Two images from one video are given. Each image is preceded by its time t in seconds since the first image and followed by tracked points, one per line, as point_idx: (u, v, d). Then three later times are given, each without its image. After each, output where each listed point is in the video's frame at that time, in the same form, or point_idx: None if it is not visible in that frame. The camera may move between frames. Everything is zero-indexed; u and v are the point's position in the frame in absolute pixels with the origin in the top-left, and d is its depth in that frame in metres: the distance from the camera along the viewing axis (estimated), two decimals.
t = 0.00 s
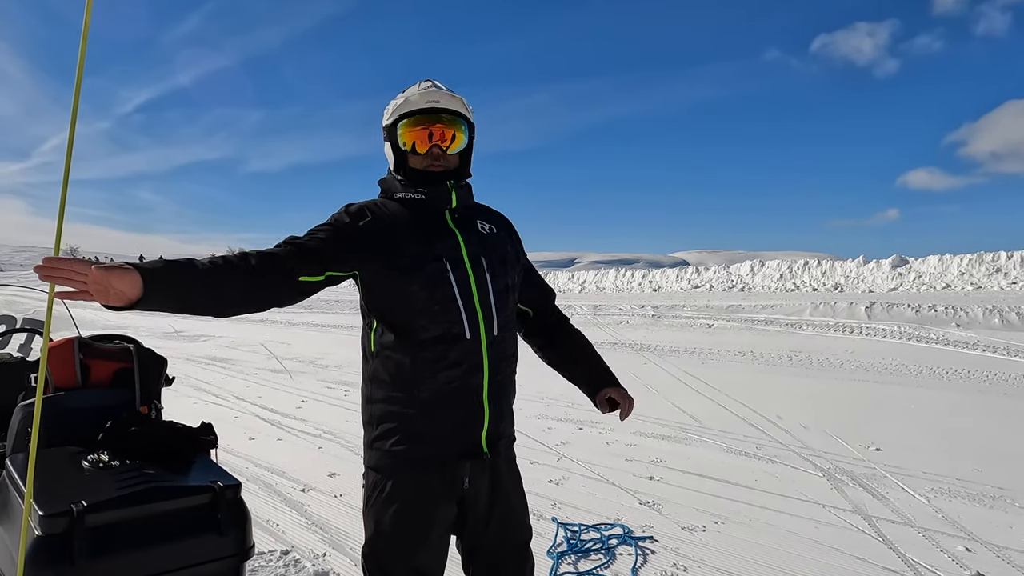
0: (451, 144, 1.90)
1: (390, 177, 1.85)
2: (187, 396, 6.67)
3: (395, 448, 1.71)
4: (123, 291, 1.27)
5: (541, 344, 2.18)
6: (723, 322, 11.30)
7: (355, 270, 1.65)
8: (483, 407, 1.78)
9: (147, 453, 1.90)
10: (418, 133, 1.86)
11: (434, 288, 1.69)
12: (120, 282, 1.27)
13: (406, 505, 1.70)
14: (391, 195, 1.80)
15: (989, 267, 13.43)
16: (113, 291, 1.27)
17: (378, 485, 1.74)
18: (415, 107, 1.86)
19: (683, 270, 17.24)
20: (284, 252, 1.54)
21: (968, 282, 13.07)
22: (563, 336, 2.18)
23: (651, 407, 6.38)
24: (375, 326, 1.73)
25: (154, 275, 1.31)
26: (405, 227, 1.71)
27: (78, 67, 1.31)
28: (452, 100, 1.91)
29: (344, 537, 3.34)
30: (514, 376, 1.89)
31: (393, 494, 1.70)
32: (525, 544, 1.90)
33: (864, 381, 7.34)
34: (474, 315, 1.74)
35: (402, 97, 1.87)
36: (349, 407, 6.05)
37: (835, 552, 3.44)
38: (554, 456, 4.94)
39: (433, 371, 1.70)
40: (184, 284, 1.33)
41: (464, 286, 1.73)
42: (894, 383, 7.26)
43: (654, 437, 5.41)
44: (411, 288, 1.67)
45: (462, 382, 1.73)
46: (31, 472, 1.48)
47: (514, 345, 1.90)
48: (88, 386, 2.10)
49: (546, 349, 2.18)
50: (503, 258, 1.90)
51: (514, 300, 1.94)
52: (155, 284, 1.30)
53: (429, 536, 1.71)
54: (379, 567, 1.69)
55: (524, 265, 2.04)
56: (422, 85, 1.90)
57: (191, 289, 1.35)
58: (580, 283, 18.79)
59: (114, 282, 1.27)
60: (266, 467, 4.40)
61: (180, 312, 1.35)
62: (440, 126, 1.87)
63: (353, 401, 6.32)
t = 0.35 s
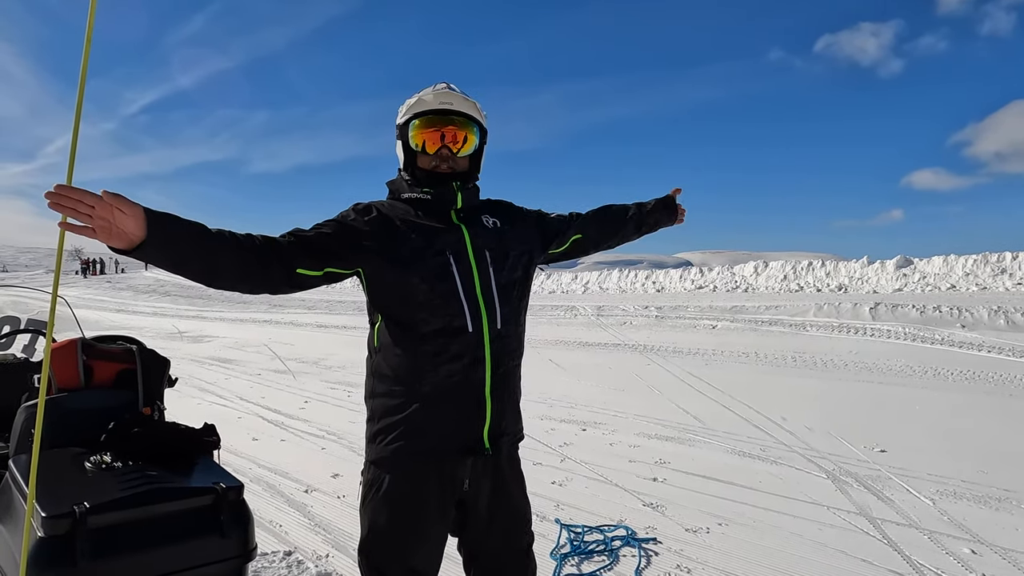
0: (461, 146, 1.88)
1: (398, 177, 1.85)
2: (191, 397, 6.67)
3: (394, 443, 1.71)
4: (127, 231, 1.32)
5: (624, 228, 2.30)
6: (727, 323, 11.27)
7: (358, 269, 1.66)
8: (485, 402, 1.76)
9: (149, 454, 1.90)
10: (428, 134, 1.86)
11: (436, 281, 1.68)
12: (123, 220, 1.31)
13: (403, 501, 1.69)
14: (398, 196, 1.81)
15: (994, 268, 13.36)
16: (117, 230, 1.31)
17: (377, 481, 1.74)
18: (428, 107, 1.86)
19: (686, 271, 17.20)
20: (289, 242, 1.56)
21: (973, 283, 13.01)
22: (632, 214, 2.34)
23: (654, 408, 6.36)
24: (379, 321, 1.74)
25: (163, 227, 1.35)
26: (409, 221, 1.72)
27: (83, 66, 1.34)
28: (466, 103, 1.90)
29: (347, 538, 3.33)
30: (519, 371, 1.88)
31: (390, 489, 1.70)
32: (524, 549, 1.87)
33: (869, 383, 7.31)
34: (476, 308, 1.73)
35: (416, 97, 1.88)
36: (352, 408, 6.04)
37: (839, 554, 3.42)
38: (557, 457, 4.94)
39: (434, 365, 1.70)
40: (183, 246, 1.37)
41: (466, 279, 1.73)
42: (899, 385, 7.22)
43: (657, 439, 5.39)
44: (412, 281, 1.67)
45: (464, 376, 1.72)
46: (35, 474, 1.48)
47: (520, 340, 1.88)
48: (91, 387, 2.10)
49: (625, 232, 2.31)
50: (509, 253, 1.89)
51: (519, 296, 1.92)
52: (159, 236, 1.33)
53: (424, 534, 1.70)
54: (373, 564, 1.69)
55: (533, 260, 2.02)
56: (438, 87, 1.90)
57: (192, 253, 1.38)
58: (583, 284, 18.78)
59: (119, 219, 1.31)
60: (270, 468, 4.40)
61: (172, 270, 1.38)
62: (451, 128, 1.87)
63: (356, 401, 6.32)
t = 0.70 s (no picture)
0: (472, 149, 1.89)
1: (408, 179, 1.84)
2: (195, 397, 6.69)
3: (412, 443, 1.71)
4: (141, 227, 1.32)
5: (619, 243, 2.36)
6: (731, 323, 11.24)
7: (370, 271, 1.66)
8: (503, 400, 1.77)
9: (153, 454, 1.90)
10: (441, 138, 1.86)
11: (453, 282, 1.69)
12: (137, 216, 1.31)
13: (422, 501, 1.69)
14: (409, 198, 1.79)
15: (1000, 269, 13.29)
16: (131, 226, 1.31)
17: (395, 482, 1.73)
18: (439, 112, 1.85)
19: (689, 271, 17.16)
20: (301, 243, 1.56)
21: (978, 283, 12.95)
22: (627, 225, 2.40)
23: (657, 409, 6.35)
24: (393, 322, 1.73)
25: (177, 225, 1.35)
26: (423, 222, 1.72)
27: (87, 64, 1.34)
28: (476, 106, 1.90)
29: (350, 538, 3.33)
30: (533, 369, 1.89)
31: (409, 490, 1.69)
32: (535, 543, 1.89)
33: (873, 383, 7.28)
34: (492, 308, 1.74)
35: (427, 100, 1.85)
36: (356, 409, 6.05)
37: (844, 556, 3.40)
38: (561, 457, 4.93)
39: (453, 365, 1.70)
40: (194, 245, 1.37)
41: (481, 279, 1.74)
42: (904, 386, 7.19)
43: (660, 439, 5.38)
44: (429, 282, 1.67)
45: (482, 375, 1.73)
46: (38, 475, 1.48)
47: (533, 338, 1.90)
48: (94, 388, 2.10)
49: (620, 246, 2.37)
50: (519, 252, 1.90)
51: (530, 295, 1.94)
52: (171, 233, 1.34)
53: (442, 532, 1.70)
54: (391, 564, 1.68)
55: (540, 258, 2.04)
56: (447, 90, 1.89)
57: (204, 251, 1.38)
58: (587, 284, 18.75)
59: (133, 215, 1.31)
60: (273, 469, 4.41)
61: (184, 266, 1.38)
62: (462, 131, 1.87)
63: (359, 402, 6.32)
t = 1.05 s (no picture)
0: (482, 152, 1.90)
1: (418, 181, 1.84)
2: (200, 397, 6.72)
3: (424, 444, 1.71)
4: (160, 221, 1.32)
5: (624, 237, 2.35)
6: (734, 324, 11.22)
7: (379, 272, 1.67)
8: (514, 402, 1.78)
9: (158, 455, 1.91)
10: (451, 141, 1.86)
11: (464, 285, 1.70)
12: (156, 210, 1.31)
13: (433, 502, 1.69)
14: (419, 200, 1.80)
15: (1005, 269, 13.24)
16: (149, 219, 1.30)
17: (406, 483, 1.73)
18: (449, 114, 1.85)
19: (693, 272, 17.14)
20: (312, 242, 1.57)
21: (983, 284, 12.90)
22: (632, 218, 2.39)
23: (660, 409, 6.36)
24: (404, 323, 1.73)
25: (194, 223, 1.35)
26: (435, 225, 1.72)
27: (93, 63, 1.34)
28: (484, 109, 1.91)
29: (353, 539, 3.34)
30: (541, 370, 1.90)
31: (420, 491, 1.70)
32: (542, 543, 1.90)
33: (878, 385, 7.26)
34: (503, 310, 1.75)
35: (438, 102, 1.86)
36: (360, 409, 6.06)
37: (848, 558, 3.39)
38: (564, 458, 4.93)
39: (465, 367, 1.70)
40: (210, 242, 1.37)
41: (491, 282, 1.75)
42: (907, 387, 7.18)
43: (664, 440, 5.38)
44: (441, 285, 1.67)
45: (493, 376, 1.74)
46: (44, 476, 1.49)
47: (541, 340, 1.91)
48: (100, 389, 2.12)
49: (625, 240, 2.36)
50: (527, 255, 1.91)
51: (538, 296, 1.95)
52: (189, 231, 1.34)
53: (453, 533, 1.70)
54: (402, 565, 1.69)
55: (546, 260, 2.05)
56: (458, 93, 1.90)
57: (218, 247, 1.39)
58: (590, 284, 18.74)
59: (152, 209, 1.30)
60: (277, 469, 4.42)
61: (197, 262, 1.39)
62: (472, 134, 1.88)
63: (363, 403, 6.33)
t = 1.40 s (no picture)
0: (478, 148, 1.90)
1: (419, 182, 1.84)
2: (203, 397, 6.73)
3: (427, 443, 1.71)
4: (161, 210, 1.33)
5: (631, 237, 2.35)
6: (738, 324, 11.21)
7: (381, 271, 1.67)
8: (517, 402, 1.78)
9: (161, 455, 1.91)
10: (446, 139, 1.87)
11: (466, 285, 1.70)
12: (159, 199, 1.32)
13: (437, 501, 1.69)
14: (420, 200, 1.79)
15: (1009, 269, 13.19)
16: (151, 207, 1.31)
17: (409, 483, 1.73)
18: (442, 114, 1.86)
19: (696, 272, 17.13)
20: (316, 239, 1.57)
21: (988, 284, 12.86)
22: (639, 218, 2.39)
23: (663, 410, 6.35)
24: (407, 323, 1.73)
25: (196, 213, 1.35)
26: (437, 225, 1.71)
27: (97, 66, 1.35)
28: (478, 105, 1.91)
29: (357, 539, 3.34)
30: (544, 370, 1.90)
31: (423, 491, 1.70)
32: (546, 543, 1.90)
33: (882, 385, 7.24)
34: (505, 310, 1.75)
35: (429, 103, 1.88)
36: (363, 409, 6.07)
37: (852, 559, 3.38)
38: (567, 459, 4.94)
39: (467, 367, 1.70)
40: (213, 234, 1.37)
41: (493, 282, 1.74)
42: (911, 387, 7.16)
43: (667, 441, 5.38)
44: (442, 285, 1.67)
45: (496, 376, 1.74)
46: (48, 475, 1.49)
47: (545, 340, 1.91)
48: (104, 388, 2.12)
49: (632, 240, 2.36)
50: (529, 254, 1.91)
51: (541, 296, 1.95)
52: (190, 220, 1.34)
53: (456, 533, 1.70)
54: (405, 563, 1.68)
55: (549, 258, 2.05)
56: (448, 92, 1.90)
57: (220, 240, 1.38)
58: (593, 285, 18.73)
59: (155, 198, 1.32)
60: (281, 469, 4.43)
61: (199, 254, 1.38)
62: (467, 131, 1.88)
63: (367, 403, 6.34)
